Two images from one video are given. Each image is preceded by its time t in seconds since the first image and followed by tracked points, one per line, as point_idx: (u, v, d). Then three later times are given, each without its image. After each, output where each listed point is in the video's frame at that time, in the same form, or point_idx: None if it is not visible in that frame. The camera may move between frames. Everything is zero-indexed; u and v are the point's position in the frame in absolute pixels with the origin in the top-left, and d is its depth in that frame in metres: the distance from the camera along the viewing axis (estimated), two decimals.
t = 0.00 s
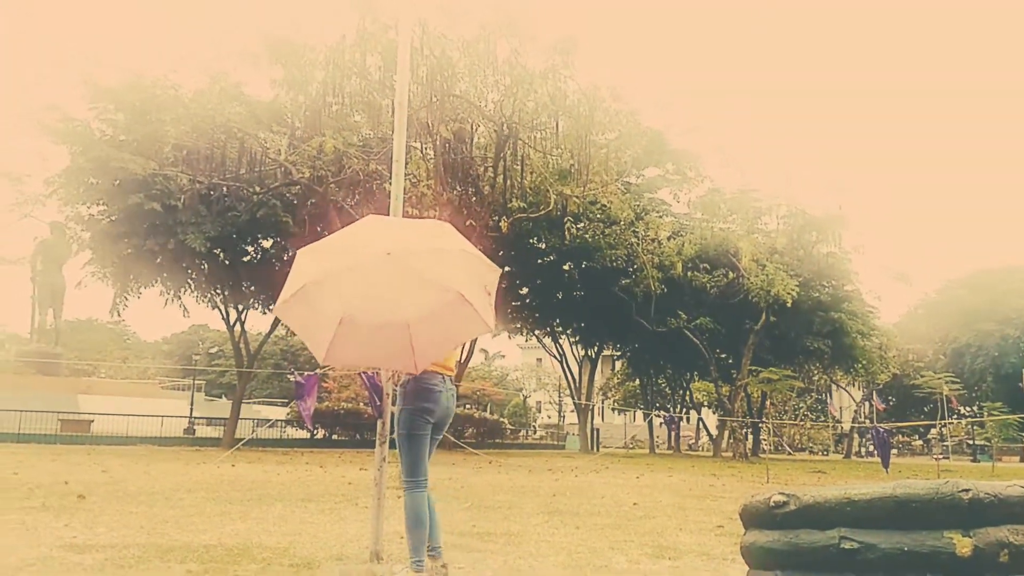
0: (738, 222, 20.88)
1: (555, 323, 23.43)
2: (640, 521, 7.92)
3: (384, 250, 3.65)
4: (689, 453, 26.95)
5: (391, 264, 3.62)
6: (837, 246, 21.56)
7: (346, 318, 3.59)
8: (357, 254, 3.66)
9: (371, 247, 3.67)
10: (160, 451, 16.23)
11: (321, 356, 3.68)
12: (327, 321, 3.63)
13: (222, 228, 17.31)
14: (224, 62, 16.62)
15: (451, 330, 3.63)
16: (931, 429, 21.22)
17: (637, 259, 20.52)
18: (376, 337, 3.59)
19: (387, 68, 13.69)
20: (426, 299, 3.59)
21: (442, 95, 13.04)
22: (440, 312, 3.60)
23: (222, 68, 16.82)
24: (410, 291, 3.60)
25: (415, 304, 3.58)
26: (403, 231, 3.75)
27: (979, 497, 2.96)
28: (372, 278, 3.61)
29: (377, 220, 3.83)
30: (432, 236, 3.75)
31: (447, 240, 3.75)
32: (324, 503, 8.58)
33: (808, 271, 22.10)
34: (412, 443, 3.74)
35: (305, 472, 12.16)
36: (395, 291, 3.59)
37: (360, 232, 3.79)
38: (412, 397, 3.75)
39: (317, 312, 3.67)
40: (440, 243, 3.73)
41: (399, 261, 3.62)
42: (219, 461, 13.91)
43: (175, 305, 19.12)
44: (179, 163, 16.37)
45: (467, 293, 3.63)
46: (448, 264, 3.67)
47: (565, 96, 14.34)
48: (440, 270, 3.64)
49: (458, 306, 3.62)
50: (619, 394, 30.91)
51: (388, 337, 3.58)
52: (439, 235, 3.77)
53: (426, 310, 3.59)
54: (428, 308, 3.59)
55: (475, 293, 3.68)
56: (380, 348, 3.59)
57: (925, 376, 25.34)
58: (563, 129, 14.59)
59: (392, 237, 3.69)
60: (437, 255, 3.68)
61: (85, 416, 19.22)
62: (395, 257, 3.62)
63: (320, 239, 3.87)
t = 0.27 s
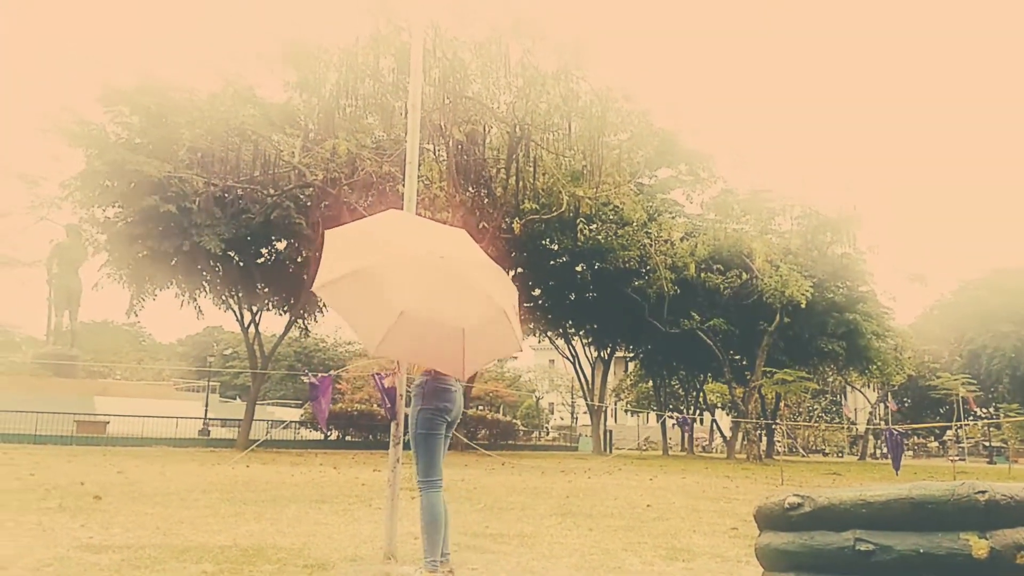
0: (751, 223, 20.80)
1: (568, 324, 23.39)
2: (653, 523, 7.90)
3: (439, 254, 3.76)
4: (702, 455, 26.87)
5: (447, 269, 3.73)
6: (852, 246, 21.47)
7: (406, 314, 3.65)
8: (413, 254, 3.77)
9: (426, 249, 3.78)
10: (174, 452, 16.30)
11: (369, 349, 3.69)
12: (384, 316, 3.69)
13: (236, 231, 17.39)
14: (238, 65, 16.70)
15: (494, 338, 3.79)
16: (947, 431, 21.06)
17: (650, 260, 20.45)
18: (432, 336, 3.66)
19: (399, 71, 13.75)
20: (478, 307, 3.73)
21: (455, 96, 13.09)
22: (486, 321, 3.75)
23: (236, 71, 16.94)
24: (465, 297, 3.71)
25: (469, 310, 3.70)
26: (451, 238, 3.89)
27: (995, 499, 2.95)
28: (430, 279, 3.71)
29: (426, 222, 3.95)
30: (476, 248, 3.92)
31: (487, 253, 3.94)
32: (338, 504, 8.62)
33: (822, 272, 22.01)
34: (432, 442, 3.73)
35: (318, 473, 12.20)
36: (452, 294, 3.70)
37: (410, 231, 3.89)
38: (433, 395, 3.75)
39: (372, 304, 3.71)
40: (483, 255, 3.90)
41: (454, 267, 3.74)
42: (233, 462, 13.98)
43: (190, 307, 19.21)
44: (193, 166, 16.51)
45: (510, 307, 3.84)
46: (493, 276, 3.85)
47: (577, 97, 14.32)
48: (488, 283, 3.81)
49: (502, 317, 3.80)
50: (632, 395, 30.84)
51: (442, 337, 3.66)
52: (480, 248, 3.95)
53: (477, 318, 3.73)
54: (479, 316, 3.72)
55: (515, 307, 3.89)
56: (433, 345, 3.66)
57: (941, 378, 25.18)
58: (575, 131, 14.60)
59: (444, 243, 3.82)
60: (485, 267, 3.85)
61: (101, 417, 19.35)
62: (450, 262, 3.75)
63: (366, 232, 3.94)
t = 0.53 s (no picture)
0: (761, 224, 20.76)
1: (577, 326, 23.38)
2: (664, 526, 7.88)
3: (478, 263, 3.88)
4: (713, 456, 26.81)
5: (488, 278, 3.86)
6: (861, 246, 21.42)
7: (459, 320, 3.68)
8: (456, 262, 3.84)
9: (465, 257, 3.89)
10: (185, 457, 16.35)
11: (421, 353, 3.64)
12: (435, 321, 3.68)
13: (246, 235, 17.44)
14: (247, 71, 16.77)
15: (521, 350, 3.93)
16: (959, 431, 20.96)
17: (659, 262, 20.42)
18: (479, 343, 3.71)
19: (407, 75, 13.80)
20: (515, 316, 3.86)
21: (462, 100, 13.13)
22: (519, 331, 3.88)
23: (244, 76, 17.03)
24: (505, 305, 3.84)
25: (510, 318, 3.83)
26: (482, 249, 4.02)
27: (1008, 500, 2.95)
28: (473, 286, 3.80)
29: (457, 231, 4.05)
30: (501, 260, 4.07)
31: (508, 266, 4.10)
32: (348, 508, 8.63)
33: (832, 273, 21.96)
34: (446, 444, 3.74)
35: (329, 477, 12.22)
36: (494, 303, 3.81)
37: (446, 238, 3.98)
38: (449, 398, 3.76)
39: (421, 307, 3.71)
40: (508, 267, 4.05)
41: (493, 276, 3.88)
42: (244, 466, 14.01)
43: (201, 312, 19.25)
44: (203, 171, 16.59)
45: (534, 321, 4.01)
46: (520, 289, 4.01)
47: (585, 100, 14.34)
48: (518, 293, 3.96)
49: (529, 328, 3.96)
50: (642, 397, 30.80)
51: (487, 344, 3.73)
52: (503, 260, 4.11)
53: (513, 326, 3.85)
54: (515, 325, 3.86)
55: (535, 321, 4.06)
56: (481, 352, 3.70)
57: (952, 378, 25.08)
58: (583, 133, 14.62)
59: (480, 253, 3.95)
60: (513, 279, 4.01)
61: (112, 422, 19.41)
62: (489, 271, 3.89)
63: (401, 236, 3.97)
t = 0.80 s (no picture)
0: (768, 226, 20.76)
1: (584, 331, 23.39)
2: (673, 530, 7.88)
3: (491, 266, 3.92)
4: (721, 461, 26.76)
5: (503, 281, 3.90)
6: (869, 248, 21.34)
7: (483, 323, 3.69)
8: (477, 265, 3.88)
9: (479, 260, 3.92)
10: (194, 463, 16.38)
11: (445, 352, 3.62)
12: (459, 322, 3.68)
13: (254, 243, 17.51)
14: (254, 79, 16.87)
15: (530, 356, 3.98)
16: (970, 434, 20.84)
17: (666, 266, 20.42)
18: (499, 346, 3.73)
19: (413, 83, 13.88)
20: (527, 319, 3.91)
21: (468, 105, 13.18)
22: (531, 334, 3.93)
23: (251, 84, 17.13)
24: (518, 308, 3.88)
25: (526, 324, 3.89)
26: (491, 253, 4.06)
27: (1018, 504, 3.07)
28: (490, 289, 3.84)
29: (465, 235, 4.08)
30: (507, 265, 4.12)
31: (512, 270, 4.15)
32: (358, 513, 8.65)
33: (839, 275, 21.94)
34: (455, 449, 3.74)
35: (338, 483, 12.26)
36: (510, 305, 3.85)
37: (458, 241, 4.00)
38: (458, 401, 3.76)
39: (443, 308, 3.70)
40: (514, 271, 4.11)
41: (506, 279, 3.93)
42: (253, 473, 14.05)
43: (210, 319, 19.35)
44: (211, 179, 16.66)
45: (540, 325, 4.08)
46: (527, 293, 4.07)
47: (591, 103, 14.31)
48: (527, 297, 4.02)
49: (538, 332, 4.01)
50: (650, 402, 30.74)
51: (506, 346, 3.75)
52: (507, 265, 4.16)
53: (526, 330, 3.90)
54: (528, 328, 3.90)
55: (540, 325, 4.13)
56: (502, 354, 3.72)
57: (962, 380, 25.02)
58: (589, 139, 14.65)
59: (491, 256, 3.99)
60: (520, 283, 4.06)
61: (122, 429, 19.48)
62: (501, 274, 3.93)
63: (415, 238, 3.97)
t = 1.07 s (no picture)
0: (776, 228, 20.73)
1: (592, 334, 23.38)
2: (682, 534, 7.87)
3: (491, 265, 3.93)
4: (730, 463, 26.72)
5: (504, 279, 3.91)
6: (878, 250, 21.28)
7: (478, 322, 3.70)
8: (477, 266, 3.89)
9: (479, 259, 3.93)
10: (204, 468, 16.43)
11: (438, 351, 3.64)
12: (454, 321, 3.69)
13: (263, 247, 17.56)
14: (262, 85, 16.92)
15: (532, 359, 3.96)
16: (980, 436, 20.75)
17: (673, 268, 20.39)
18: (496, 346, 3.72)
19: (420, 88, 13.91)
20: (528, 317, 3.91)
21: (474, 109, 13.21)
22: (531, 332, 3.93)
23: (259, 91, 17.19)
24: (518, 307, 3.88)
25: (526, 326, 3.88)
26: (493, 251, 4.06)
27: None
28: (490, 288, 3.84)
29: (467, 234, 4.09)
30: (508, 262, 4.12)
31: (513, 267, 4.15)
32: (367, 517, 8.67)
33: (848, 277, 21.88)
34: (464, 453, 3.72)
35: (346, 487, 12.28)
36: (509, 304, 3.85)
37: (461, 240, 4.01)
38: (465, 406, 3.74)
39: (442, 310, 3.73)
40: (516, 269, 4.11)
41: (507, 277, 3.93)
42: (262, 477, 14.08)
43: (219, 323, 19.36)
44: (220, 184, 16.67)
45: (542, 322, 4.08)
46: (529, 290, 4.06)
47: (597, 106, 14.30)
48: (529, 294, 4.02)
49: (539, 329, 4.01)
50: (659, 405, 30.70)
51: (505, 346, 3.76)
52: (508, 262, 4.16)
53: (527, 328, 3.91)
54: (528, 327, 3.91)
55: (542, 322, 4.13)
56: (502, 354, 3.73)
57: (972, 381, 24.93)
58: (596, 142, 14.65)
59: (493, 254, 3.99)
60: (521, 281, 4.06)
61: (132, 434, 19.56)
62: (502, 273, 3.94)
63: (420, 238, 3.99)
